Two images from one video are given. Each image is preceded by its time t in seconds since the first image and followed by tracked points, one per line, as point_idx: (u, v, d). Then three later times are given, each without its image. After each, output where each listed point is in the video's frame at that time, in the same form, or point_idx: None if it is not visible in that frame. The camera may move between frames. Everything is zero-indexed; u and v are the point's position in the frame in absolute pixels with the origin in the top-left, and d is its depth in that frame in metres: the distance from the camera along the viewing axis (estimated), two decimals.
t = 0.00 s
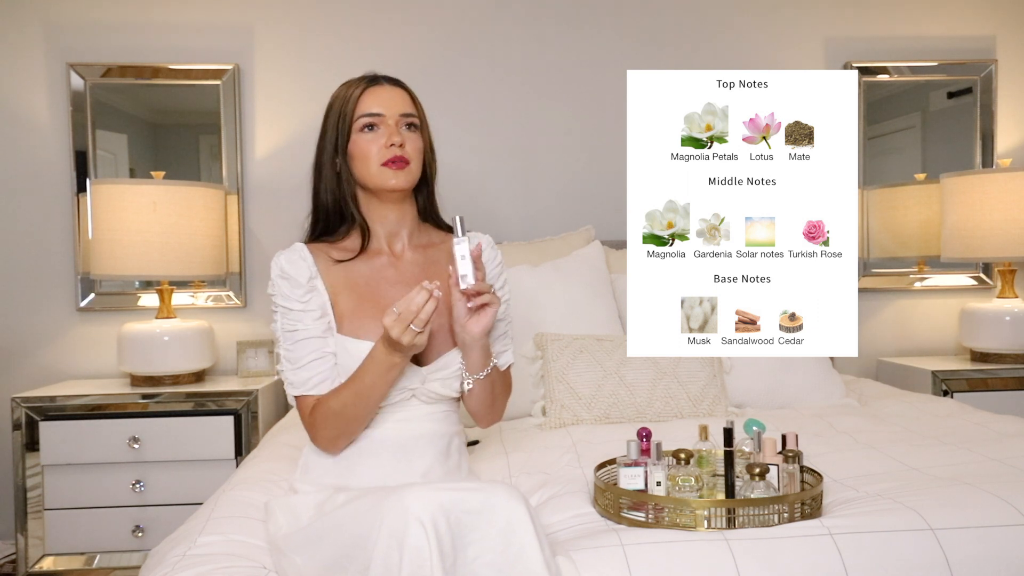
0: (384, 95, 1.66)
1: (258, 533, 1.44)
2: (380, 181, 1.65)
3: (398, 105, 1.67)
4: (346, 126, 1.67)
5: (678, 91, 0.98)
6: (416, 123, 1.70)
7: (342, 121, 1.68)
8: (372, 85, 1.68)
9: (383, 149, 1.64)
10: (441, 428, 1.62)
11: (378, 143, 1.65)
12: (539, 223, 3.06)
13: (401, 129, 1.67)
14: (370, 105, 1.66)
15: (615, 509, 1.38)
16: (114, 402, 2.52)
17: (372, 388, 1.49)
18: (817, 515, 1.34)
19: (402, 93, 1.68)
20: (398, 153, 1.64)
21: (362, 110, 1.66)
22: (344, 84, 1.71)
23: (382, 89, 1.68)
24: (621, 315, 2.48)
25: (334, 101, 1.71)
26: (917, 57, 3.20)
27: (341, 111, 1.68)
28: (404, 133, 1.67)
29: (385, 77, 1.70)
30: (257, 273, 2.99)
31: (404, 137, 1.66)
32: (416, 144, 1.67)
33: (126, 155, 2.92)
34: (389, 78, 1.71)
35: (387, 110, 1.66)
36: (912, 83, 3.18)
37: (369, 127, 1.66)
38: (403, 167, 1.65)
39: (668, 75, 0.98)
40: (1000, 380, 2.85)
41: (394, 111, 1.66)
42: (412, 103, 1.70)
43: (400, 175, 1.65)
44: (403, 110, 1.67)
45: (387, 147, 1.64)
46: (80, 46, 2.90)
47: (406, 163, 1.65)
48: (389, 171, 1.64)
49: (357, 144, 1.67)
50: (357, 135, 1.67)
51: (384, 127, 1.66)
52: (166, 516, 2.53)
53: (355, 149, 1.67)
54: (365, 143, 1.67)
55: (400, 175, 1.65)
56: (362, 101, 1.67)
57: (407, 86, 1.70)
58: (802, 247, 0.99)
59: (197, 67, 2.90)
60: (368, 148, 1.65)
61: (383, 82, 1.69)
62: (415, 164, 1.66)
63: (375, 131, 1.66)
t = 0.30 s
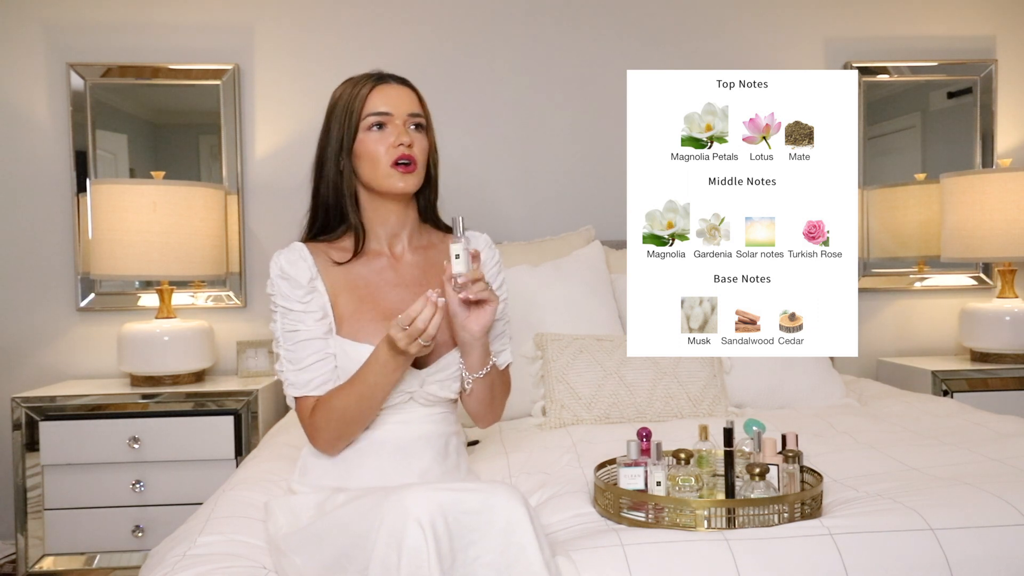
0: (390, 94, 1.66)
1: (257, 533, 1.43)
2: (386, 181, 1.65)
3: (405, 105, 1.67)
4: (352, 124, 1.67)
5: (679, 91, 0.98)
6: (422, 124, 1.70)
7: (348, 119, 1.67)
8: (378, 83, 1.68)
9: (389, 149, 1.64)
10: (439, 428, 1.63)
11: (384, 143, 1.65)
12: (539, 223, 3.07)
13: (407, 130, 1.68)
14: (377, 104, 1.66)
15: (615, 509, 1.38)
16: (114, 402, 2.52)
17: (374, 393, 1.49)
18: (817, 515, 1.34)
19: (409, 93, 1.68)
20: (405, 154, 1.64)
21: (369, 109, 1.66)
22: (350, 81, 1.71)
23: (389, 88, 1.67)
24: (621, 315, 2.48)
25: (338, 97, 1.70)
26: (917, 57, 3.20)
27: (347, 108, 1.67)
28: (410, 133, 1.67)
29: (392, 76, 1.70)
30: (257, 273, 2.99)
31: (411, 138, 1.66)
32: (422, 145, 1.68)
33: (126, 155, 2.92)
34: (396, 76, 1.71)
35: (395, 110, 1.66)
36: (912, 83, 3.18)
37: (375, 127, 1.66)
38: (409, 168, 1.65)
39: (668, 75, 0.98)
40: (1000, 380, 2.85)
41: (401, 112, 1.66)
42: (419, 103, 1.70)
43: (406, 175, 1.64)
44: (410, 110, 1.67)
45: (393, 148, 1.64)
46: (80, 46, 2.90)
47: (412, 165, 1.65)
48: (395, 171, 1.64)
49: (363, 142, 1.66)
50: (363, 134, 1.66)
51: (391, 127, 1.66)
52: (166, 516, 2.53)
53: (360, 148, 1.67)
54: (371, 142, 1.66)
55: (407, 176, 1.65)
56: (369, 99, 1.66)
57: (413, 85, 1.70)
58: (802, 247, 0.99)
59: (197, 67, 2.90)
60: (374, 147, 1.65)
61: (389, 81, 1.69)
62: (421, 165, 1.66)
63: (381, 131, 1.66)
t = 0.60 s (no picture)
0: (388, 94, 1.66)
1: (258, 533, 1.44)
2: (383, 181, 1.65)
3: (403, 104, 1.67)
4: (349, 124, 1.67)
5: (679, 91, 0.98)
6: (420, 123, 1.70)
7: (346, 118, 1.67)
8: (376, 83, 1.68)
9: (386, 149, 1.64)
10: (438, 427, 1.63)
11: (381, 143, 1.65)
12: (539, 222, 3.07)
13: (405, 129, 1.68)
14: (374, 103, 1.66)
15: (615, 509, 1.38)
16: (114, 402, 2.52)
17: (362, 360, 1.53)
18: (817, 515, 1.34)
19: (407, 93, 1.68)
20: (402, 153, 1.64)
21: (366, 108, 1.66)
22: (348, 80, 1.70)
23: (387, 87, 1.67)
24: (621, 315, 2.48)
25: (336, 96, 1.70)
26: (917, 57, 3.20)
27: (345, 107, 1.67)
28: (408, 132, 1.67)
29: (390, 75, 1.70)
30: (257, 273, 2.99)
31: (408, 137, 1.66)
32: (420, 144, 1.67)
33: (126, 155, 2.92)
34: (394, 75, 1.71)
35: (393, 110, 1.66)
36: (912, 83, 3.18)
37: (373, 126, 1.66)
38: (406, 168, 1.65)
39: (668, 75, 0.98)
40: (1000, 380, 2.85)
41: (400, 111, 1.66)
42: (416, 102, 1.70)
43: (403, 175, 1.64)
44: (408, 110, 1.67)
45: (391, 148, 1.64)
46: (80, 46, 2.90)
47: (410, 164, 1.65)
48: (392, 172, 1.64)
49: (360, 142, 1.66)
50: (361, 134, 1.67)
51: (389, 126, 1.66)
52: (166, 516, 2.53)
53: (357, 147, 1.67)
54: (368, 142, 1.66)
55: (404, 176, 1.65)
56: (367, 99, 1.66)
57: (411, 85, 1.70)
58: (801, 247, 0.99)
59: (197, 67, 2.90)
60: (371, 147, 1.65)
61: (387, 80, 1.69)
62: (418, 165, 1.66)
63: (379, 130, 1.66)
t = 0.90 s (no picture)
0: (385, 95, 1.66)
1: (257, 533, 1.44)
2: (379, 183, 1.65)
3: (400, 106, 1.67)
4: (346, 126, 1.67)
5: (679, 91, 0.98)
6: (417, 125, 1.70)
7: (343, 120, 1.67)
8: (373, 85, 1.68)
9: (381, 152, 1.65)
10: (437, 428, 1.63)
11: (377, 146, 1.65)
12: (539, 222, 3.07)
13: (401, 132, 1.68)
14: (372, 105, 1.66)
15: (615, 509, 1.38)
16: (114, 402, 2.52)
17: (378, 355, 1.53)
18: (817, 515, 1.34)
19: (404, 95, 1.68)
20: (397, 156, 1.64)
21: (364, 110, 1.66)
22: (345, 81, 1.70)
23: (383, 89, 1.67)
24: (621, 315, 2.48)
25: (333, 97, 1.70)
26: (917, 57, 3.20)
27: (342, 109, 1.67)
28: (405, 135, 1.67)
29: (386, 77, 1.70)
30: (257, 273, 2.99)
31: (404, 140, 1.66)
32: (417, 147, 1.68)
33: (126, 155, 2.92)
34: (391, 77, 1.70)
35: (389, 112, 1.66)
36: (912, 83, 3.18)
37: (369, 129, 1.66)
38: (402, 170, 1.65)
39: (668, 75, 0.98)
40: (1000, 380, 2.85)
41: (396, 114, 1.66)
42: (414, 104, 1.70)
43: (398, 177, 1.65)
44: (404, 112, 1.67)
45: (386, 150, 1.64)
46: (80, 46, 2.90)
47: (405, 167, 1.65)
48: (388, 174, 1.65)
49: (357, 144, 1.67)
50: (357, 136, 1.67)
51: (385, 128, 1.66)
52: (166, 516, 2.53)
53: (353, 149, 1.67)
54: (365, 144, 1.67)
55: (399, 178, 1.65)
56: (363, 101, 1.66)
57: (409, 87, 1.70)
58: (802, 247, 0.99)
59: (197, 67, 2.90)
60: (367, 149, 1.66)
61: (385, 82, 1.69)
62: (413, 168, 1.66)
63: (375, 133, 1.66)
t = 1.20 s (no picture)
0: (385, 95, 1.66)
1: (257, 533, 1.44)
2: (380, 183, 1.65)
3: (400, 106, 1.67)
4: (346, 125, 1.67)
5: (679, 91, 0.98)
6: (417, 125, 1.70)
7: (343, 119, 1.67)
8: (373, 84, 1.68)
9: (381, 151, 1.65)
10: (436, 427, 1.63)
11: (377, 145, 1.65)
12: (539, 222, 3.06)
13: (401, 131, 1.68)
14: (372, 105, 1.66)
15: (615, 509, 1.38)
16: (114, 402, 2.52)
17: (367, 357, 1.53)
18: (817, 515, 1.34)
19: (404, 95, 1.68)
20: (397, 155, 1.65)
21: (364, 110, 1.66)
22: (346, 80, 1.70)
23: (384, 89, 1.67)
24: (621, 315, 2.48)
25: (333, 97, 1.70)
26: (917, 57, 3.20)
27: (342, 109, 1.67)
28: (405, 135, 1.67)
29: (386, 77, 1.70)
30: (257, 273, 2.99)
31: (404, 139, 1.67)
32: (417, 147, 1.68)
33: (126, 155, 2.92)
34: (390, 77, 1.71)
35: (389, 112, 1.66)
36: (912, 83, 3.18)
37: (369, 128, 1.66)
38: (402, 170, 1.65)
39: (668, 75, 0.98)
40: (1000, 380, 2.85)
41: (396, 114, 1.66)
42: (413, 105, 1.70)
43: (399, 176, 1.65)
44: (404, 111, 1.67)
45: (386, 150, 1.65)
46: (81, 46, 2.90)
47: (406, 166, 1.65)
48: (389, 174, 1.64)
49: (357, 143, 1.67)
50: (357, 135, 1.67)
51: (385, 128, 1.66)
52: (166, 516, 2.53)
53: (354, 149, 1.67)
54: (365, 144, 1.67)
55: (400, 177, 1.65)
56: (363, 101, 1.66)
57: (408, 86, 1.70)
58: (802, 247, 0.99)
59: (197, 67, 2.90)
60: (367, 149, 1.66)
61: (385, 81, 1.69)
62: (413, 168, 1.66)
63: (375, 132, 1.66)
